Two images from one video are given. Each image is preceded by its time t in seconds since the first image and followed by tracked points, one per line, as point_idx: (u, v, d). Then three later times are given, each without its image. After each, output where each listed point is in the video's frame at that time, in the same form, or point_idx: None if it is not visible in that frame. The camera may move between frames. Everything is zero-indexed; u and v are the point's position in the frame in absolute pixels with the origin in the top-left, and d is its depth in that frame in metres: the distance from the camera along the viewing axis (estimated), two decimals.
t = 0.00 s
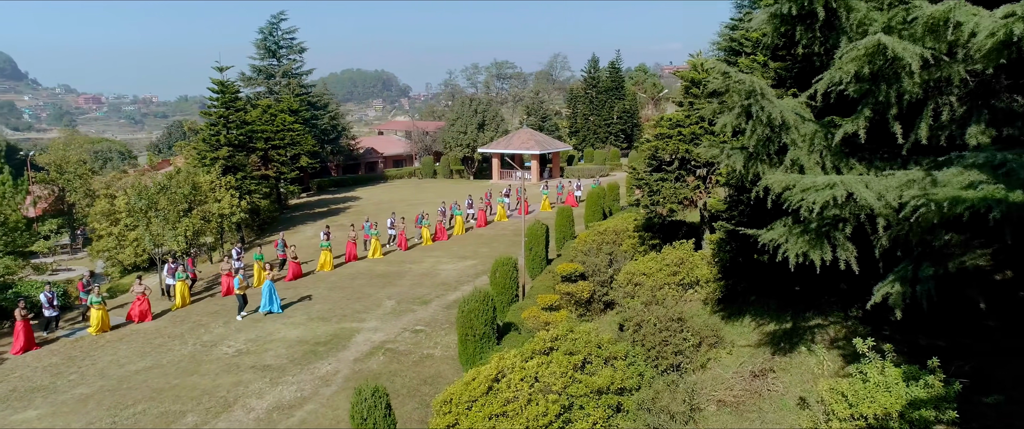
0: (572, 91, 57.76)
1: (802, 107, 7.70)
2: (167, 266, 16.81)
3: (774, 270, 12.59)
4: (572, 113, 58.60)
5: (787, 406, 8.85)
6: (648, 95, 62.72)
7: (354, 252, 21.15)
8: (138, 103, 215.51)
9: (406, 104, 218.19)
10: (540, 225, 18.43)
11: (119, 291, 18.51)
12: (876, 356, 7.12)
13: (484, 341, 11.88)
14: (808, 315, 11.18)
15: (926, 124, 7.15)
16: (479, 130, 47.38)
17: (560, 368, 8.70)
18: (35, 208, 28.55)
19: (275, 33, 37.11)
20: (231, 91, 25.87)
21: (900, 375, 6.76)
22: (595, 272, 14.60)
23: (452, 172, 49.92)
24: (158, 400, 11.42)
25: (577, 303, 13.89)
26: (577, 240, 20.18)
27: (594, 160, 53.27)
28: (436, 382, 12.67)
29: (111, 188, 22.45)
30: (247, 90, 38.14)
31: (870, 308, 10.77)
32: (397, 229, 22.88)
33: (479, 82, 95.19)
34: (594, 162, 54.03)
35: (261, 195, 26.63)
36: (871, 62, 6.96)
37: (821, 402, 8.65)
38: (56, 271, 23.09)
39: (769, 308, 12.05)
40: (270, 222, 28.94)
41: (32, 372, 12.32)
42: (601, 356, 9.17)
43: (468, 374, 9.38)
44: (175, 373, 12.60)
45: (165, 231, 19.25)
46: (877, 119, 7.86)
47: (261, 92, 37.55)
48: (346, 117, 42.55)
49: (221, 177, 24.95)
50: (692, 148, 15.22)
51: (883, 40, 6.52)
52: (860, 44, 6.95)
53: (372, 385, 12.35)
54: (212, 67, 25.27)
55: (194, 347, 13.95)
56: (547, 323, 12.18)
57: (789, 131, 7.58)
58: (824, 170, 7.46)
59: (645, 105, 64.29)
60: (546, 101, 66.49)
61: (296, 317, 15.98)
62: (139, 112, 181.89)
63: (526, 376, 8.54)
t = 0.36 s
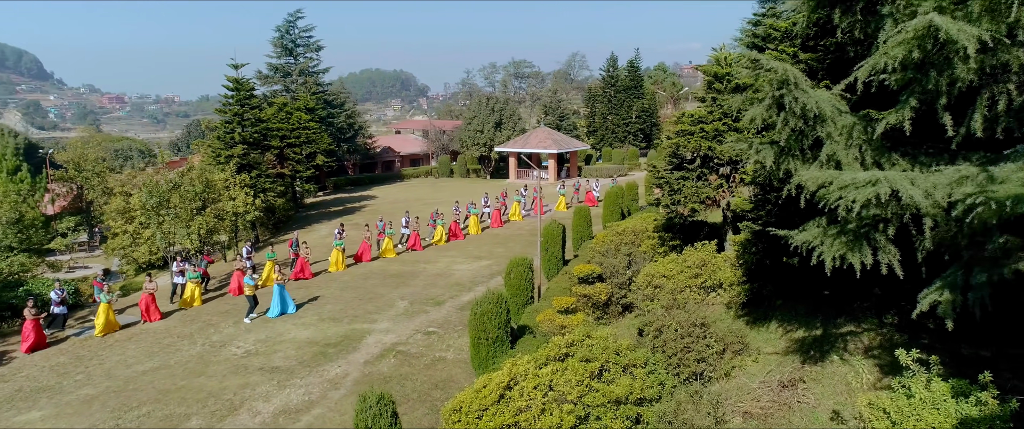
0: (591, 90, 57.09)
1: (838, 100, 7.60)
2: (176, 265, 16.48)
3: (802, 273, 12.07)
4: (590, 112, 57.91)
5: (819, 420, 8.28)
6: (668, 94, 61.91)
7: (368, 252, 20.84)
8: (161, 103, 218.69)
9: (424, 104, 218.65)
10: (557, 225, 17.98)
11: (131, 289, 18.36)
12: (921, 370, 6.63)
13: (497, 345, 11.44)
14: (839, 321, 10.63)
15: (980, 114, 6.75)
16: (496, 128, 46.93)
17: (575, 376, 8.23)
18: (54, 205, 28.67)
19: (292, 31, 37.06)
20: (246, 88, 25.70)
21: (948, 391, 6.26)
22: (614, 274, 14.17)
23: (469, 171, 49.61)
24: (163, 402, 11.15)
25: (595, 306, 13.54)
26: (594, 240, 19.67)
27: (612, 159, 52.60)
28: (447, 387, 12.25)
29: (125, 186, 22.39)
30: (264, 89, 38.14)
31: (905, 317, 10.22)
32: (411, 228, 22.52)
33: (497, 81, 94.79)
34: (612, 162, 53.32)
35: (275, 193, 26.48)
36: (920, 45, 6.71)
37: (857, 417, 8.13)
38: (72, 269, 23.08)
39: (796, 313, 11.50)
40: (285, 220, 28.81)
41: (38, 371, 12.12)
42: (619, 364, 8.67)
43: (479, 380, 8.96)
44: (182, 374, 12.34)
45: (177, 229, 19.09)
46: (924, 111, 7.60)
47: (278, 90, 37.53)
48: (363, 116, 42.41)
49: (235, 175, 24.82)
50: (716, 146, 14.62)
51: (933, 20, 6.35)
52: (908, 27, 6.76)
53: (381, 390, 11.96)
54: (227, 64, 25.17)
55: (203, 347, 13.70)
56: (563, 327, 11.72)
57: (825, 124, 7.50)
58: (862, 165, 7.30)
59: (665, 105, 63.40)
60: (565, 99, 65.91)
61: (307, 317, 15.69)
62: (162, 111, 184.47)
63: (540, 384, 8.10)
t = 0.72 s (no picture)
0: (612, 89, 56.42)
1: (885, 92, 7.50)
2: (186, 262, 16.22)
3: (838, 277, 11.46)
4: (611, 111, 57.20)
5: None
6: (690, 94, 60.98)
7: (384, 251, 20.51)
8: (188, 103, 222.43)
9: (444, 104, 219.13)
10: (576, 225, 17.47)
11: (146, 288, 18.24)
12: (980, 386, 6.21)
13: (515, 349, 10.98)
14: (879, 328, 10.01)
15: None
16: (517, 127, 46.46)
17: (596, 385, 7.80)
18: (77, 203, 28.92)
19: (312, 29, 37.05)
20: (264, 85, 25.57)
21: (1012, 411, 5.81)
22: (636, 276, 13.85)
23: (489, 171, 49.25)
24: (172, 404, 10.89)
25: (616, 309, 13.06)
26: (616, 240, 19.15)
27: (634, 158, 51.84)
28: (463, 392, 11.82)
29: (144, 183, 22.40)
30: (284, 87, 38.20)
31: (951, 325, 9.56)
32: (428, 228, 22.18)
33: (517, 80, 94.32)
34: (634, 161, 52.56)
35: (294, 191, 26.37)
36: (986, 26, 6.47)
37: None
38: (92, 266, 23.17)
39: (830, 318, 10.85)
40: (304, 219, 28.72)
41: (49, 371, 11.98)
42: (643, 372, 8.19)
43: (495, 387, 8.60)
44: (193, 375, 12.10)
45: (194, 227, 18.96)
46: (987, 99, 7.35)
47: (298, 89, 37.56)
48: (383, 115, 42.27)
49: (253, 173, 24.75)
50: (744, 142, 13.97)
51: None
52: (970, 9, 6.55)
53: (394, 394, 11.59)
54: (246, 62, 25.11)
55: (216, 347, 13.46)
56: (583, 331, 11.24)
57: (873, 114, 7.39)
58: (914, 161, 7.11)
59: (687, 104, 62.49)
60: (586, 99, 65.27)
61: (321, 318, 15.39)
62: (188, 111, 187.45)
63: (557, 393, 7.70)
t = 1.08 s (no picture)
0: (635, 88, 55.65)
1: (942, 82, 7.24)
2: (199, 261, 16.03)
3: (877, 280, 10.83)
4: (634, 110, 56.38)
5: None
6: (715, 92, 59.89)
7: (402, 251, 20.20)
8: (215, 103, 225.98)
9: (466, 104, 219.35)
10: (599, 224, 16.96)
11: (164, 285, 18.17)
12: None
13: (533, 354, 10.51)
14: (924, 335, 9.38)
15: None
16: (538, 126, 45.94)
17: (620, 394, 7.31)
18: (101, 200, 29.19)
19: (333, 28, 37.00)
20: (284, 83, 25.45)
21: None
22: (660, 278, 13.30)
23: (510, 170, 48.84)
24: (182, 406, 10.65)
25: (640, 312, 12.57)
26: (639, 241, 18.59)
27: (657, 158, 50.98)
28: (480, 397, 11.39)
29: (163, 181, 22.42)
30: (305, 86, 38.24)
31: (1004, 334, 8.89)
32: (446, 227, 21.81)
33: (539, 79, 93.75)
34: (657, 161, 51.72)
35: (313, 189, 26.25)
36: None
37: None
38: (114, 264, 23.28)
39: (870, 324, 10.21)
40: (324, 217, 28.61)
41: (62, 370, 11.84)
42: (670, 382, 7.67)
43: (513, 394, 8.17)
44: (204, 375, 11.85)
45: (212, 225, 18.85)
46: None
47: (319, 87, 37.56)
48: (403, 113, 42.09)
49: (273, 171, 24.67)
50: (775, 138, 13.30)
51: None
52: None
53: (408, 398, 11.19)
54: (266, 59, 25.03)
55: (229, 347, 13.22)
56: (605, 336, 10.74)
57: (929, 103, 7.21)
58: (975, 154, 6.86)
59: (711, 104, 61.43)
60: (608, 98, 64.49)
61: (337, 318, 15.10)
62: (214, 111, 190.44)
63: (578, 403, 7.23)
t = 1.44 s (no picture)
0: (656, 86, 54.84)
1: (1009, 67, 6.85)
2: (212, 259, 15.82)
3: (919, 283, 10.17)
4: (655, 110, 55.55)
5: None
6: (738, 91, 58.74)
7: (418, 250, 19.84)
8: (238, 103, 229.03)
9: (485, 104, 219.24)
10: (620, 224, 16.45)
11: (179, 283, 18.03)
12: None
13: (551, 358, 10.02)
14: (974, 343, 8.71)
15: None
16: (558, 125, 45.38)
17: (644, 405, 6.84)
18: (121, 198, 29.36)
19: (352, 26, 36.89)
20: (301, 80, 25.28)
21: None
22: (685, 279, 12.73)
23: (529, 169, 48.38)
24: (189, 408, 10.35)
25: (663, 314, 12.04)
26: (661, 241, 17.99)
27: (679, 157, 50.11)
28: (495, 402, 10.93)
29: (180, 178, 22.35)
30: (324, 84, 38.19)
31: None
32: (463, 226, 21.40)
33: (559, 78, 93.06)
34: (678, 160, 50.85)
35: (330, 187, 26.06)
36: None
37: None
38: (132, 261, 23.30)
39: (912, 331, 9.54)
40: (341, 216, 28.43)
41: (71, 369, 11.65)
42: (698, 391, 7.20)
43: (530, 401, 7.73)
44: (214, 376, 11.57)
45: (227, 222, 18.68)
46: None
47: (338, 85, 37.47)
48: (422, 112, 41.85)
49: (290, 169, 24.51)
50: (808, 133, 12.65)
51: None
52: None
53: (421, 403, 10.78)
54: (284, 56, 24.89)
55: (240, 347, 12.93)
56: (627, 340, 10.22)
57: (995, 87, 6.75)
58: None
59: (734, 103, 60.32)
60: (629, 96, 63.66)
61: (350, 318, 14.76)
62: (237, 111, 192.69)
63: (599, 413, 6.76)
